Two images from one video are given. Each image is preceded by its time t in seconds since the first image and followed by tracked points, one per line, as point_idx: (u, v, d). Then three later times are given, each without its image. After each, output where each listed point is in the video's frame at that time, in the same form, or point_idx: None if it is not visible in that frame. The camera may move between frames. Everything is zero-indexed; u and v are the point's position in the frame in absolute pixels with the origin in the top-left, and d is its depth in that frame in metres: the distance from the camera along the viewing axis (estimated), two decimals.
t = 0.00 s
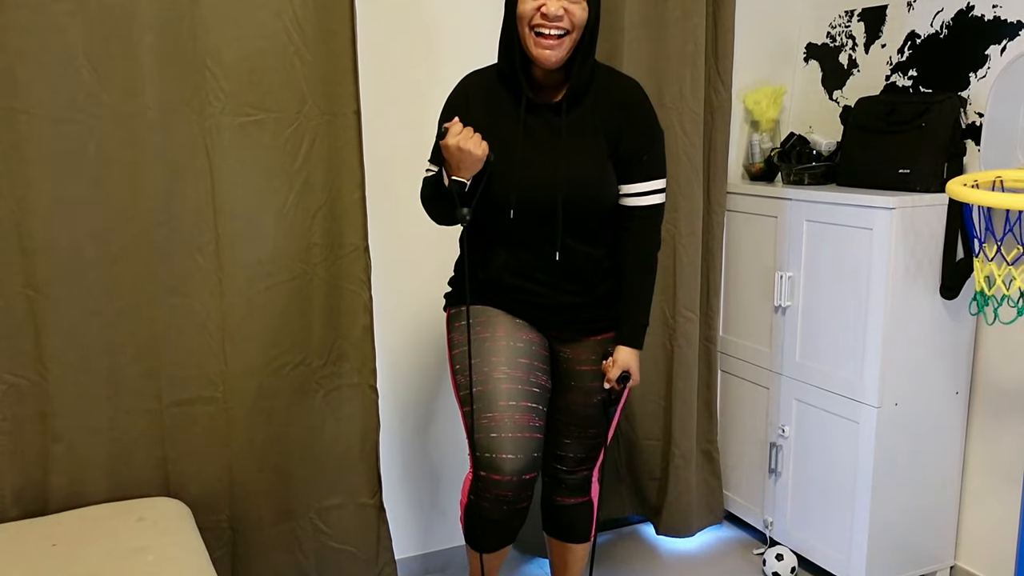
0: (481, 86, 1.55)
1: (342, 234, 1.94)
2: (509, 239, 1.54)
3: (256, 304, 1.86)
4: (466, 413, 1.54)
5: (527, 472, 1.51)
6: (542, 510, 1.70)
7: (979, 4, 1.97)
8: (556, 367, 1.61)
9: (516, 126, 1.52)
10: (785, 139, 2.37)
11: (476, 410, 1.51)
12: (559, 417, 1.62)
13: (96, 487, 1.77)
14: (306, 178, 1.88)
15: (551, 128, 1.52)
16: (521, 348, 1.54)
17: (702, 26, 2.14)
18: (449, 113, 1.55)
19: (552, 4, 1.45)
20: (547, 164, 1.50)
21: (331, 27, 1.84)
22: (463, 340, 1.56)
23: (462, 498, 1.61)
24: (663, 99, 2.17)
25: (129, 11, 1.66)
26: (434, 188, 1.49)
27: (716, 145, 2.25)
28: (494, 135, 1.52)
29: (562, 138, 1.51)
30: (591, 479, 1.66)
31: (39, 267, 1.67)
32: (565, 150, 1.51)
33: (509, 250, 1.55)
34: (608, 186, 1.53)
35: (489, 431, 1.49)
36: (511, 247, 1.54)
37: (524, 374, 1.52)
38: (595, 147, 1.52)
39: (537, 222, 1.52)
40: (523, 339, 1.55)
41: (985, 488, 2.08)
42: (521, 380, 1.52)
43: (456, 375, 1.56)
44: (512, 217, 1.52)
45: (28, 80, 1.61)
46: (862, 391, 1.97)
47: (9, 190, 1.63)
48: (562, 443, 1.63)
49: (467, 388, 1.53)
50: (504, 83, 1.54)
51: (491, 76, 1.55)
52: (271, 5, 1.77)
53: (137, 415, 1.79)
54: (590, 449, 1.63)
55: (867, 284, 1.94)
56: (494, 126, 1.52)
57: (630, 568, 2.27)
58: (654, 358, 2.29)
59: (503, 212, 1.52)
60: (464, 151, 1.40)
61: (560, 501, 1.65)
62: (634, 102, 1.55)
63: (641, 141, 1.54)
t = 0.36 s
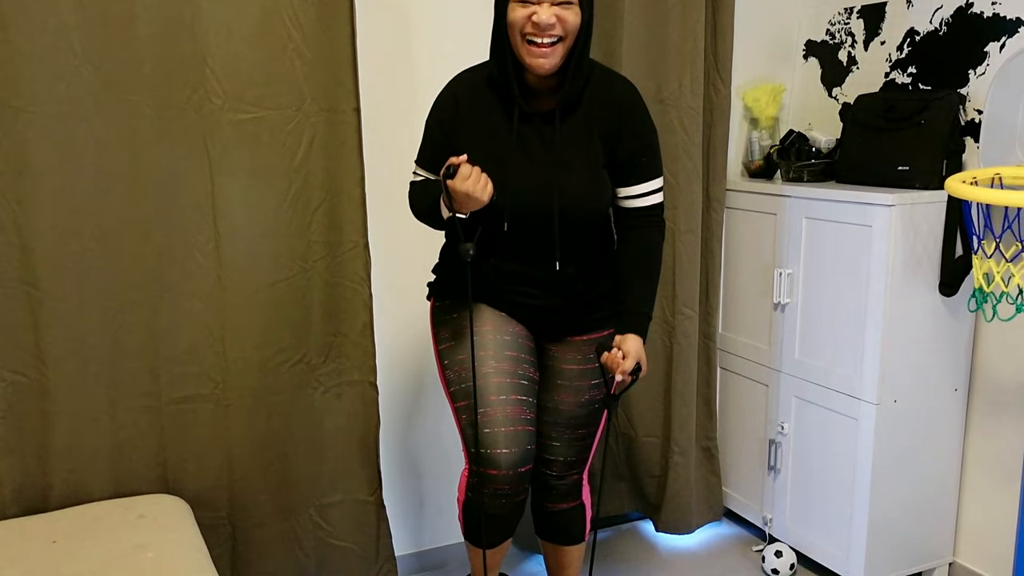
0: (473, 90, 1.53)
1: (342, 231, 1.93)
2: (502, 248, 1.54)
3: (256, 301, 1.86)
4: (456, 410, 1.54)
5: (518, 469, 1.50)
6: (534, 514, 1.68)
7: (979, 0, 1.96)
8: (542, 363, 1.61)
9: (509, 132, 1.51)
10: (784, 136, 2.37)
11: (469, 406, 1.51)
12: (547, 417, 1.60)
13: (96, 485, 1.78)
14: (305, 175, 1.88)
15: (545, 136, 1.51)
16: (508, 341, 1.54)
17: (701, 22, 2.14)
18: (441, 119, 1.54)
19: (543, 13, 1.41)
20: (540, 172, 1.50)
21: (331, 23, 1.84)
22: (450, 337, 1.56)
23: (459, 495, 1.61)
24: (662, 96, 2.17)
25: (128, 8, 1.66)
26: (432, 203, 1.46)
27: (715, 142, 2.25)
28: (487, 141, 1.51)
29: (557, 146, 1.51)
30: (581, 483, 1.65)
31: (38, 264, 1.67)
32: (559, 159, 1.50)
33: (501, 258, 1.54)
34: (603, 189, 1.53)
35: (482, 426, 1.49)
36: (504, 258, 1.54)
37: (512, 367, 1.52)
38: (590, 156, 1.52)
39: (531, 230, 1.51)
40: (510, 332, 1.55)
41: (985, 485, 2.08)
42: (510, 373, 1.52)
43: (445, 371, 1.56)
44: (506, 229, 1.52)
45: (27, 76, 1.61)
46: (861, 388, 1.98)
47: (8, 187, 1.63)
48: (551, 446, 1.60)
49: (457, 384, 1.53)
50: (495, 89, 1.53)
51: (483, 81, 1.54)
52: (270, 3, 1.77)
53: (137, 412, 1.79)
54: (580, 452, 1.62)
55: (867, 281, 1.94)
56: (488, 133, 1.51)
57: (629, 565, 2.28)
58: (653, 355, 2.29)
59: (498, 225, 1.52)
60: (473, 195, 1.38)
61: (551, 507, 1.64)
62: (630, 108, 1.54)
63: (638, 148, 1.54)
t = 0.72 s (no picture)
0: (437, 70, 1.43)
1: (341, 235, 1.94)
2: (480, 227, 1.49)
3: (256, 306, 1.87)
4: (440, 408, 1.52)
5: (513, 452, 1.53)
6: (525, 501, 1.64)
7: (976, 4, 1.97)
8: (521, 347, 1.55)
9: (483, 110, 1.44)
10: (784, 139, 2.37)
11: (453, 403, 1.50)
12: (530, 402, 1.54)
13: (96, 488, 1.78)
14: (305, 179, 1.88)
15: (520, 111, 1.45)
16: (485, 335, 1.49)
17: (699, 27, 2.15)
18: (405, 103, 1.43)
19: None
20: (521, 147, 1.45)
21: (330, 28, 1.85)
22: (424, 332, 1.51)
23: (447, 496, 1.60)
24: (661, 100, 2.18)
25: (128, 14, 1.67)
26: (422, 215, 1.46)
27: (714, 146, 2.25)
28: (461, 121, 1.43)
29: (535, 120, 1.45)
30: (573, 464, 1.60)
31: (39, 268, 1.68)
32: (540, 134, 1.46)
33: (476, 237, 1.49)
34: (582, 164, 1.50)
35: (471, 427, 1.49)
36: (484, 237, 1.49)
37: (492, 361, 1.49)
38: (567, 129, 1.49)
39: (513, 209, 1.47)
40: (487, 324, 1.50)
41: (983, 488, 2.09)
42: (490, 368, 1.49)
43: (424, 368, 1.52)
44: (489, 209, 1.46)
45: (28, 82, 1.62)
46: (859, 391, 1.98)
47: (9, 192, 1.64)
48: (539, 430, 1.55)
49: (439, 381, 1.50)
50: (458, 65, 1.44)
51: (445, 56, 1.45)
52: (270, 8, 1.78)
53: (137, 416, 1.80)
54: (570, 432, 1.57)
55: (865, 284, 1.94)
56: (462, 112, 1.43)
57: (629, 568, 2.28)
58: (652, 358, 2.30)
59: (480, 205, 1.46)
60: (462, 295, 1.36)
61: (546, 494, 1.59)
62: (603, 80, 1.51)
63: (610, 121, 1.55)
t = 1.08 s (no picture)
0: (445, 127, 1.37)
1: (344, 294, 1.96)
2: (493, 279, 1.43)
3: (258, 364, 1.88)
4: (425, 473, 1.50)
5: (490, 515, 1.50)
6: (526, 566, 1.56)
7: (968, 65, 2.01)
8: (509, 406, 1.49)
9: (493, 161, 1.39)
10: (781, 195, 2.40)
11: (439, 470, 1.47)
12: (524, 462, 1.48)
13: (97, 548, 1.78)
14: (309, 238, 1.90)
15: (527, 159, 1.42)
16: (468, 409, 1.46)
17: (697, 85, 2.19)
18: (416, 163, 1.34)
19: (495, 43, 1.33)
20: (530, 194, 1.41)
21: (335, 92, 1.89)
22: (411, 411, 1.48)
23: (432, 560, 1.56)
24: (660, 157, 2.21)
25: (136, 79, 1.70)
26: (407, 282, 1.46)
27: (713, 202, 2.28)
28: (472, 174, 1.38)
29: (539, 169, 1.43)
30: (577, 524, 1.53)
31: (45, 328, 1.69)
32: (546, 179, 1.43)
33: (486, 287, 1.43)
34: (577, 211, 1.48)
35: (457, 491, 1.47)
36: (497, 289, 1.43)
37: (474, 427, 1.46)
38: (569, 173, 1.47)
39: (527, 258, 1.43)
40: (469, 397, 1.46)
41: (988, 546, 2.07)
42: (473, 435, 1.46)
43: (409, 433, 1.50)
44: (510, 258, 1.41)
45: (39, 146, 1.65)
46: (861, 447, 1.98)
47: (17, 254, 1.66)
48: (536, 491, 1.48)
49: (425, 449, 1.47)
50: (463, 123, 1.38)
51: (449, 113, 1.39)
52: (276, 72, 1.82)
53: (139, 475, 1.80)
54: (571, 493, 1.49)
55: (864, 340, 1.96)
56: (472, 164, 1.38)
57: None
58: (654, 413, 2.30)
59: (501, 254, 1.40)
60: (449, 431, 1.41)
61: (550, 561, 1.51)
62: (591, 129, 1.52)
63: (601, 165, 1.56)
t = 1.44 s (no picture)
0: (466, 184, 1.36)
1: (345, 347, 1.96)
2: (515, 332, 1.41)
3: (258, 418, 1.87)
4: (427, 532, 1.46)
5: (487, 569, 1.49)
6: None
7: (964, 119, 2.04)
8: (514, 460, 1.47)
9: (513, 215, 1.39)
10: (783, 247, 2.41)
11: (445, 531, 1.43)
12: (530, 515, 1.44)
13: None
14: (311, 292, 1.91)
15: (543, 211, 1.43)
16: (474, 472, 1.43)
17: (696, 139, 2.21)
18: (442, 222, 1.32)
19: (525, 130, 1.32)
20: (549, 245, 1.42)
21: (338, 148, 1.91)
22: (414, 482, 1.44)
23: None
24: (660, 210, 2.22)
25: (142, 136, 1.72)
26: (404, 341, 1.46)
27: (714, 254, 2.29)
28: (496, 229, 1.37)
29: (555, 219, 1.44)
30: None
31: (45, 385, 1.67)
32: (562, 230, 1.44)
33: (506, 341, 1.42)
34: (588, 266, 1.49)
35: (461, 550, 1.44)
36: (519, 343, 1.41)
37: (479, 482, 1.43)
38: (579, 221, 1.49)
39: (550, 311, 1.42)
40: (477, 460, 1.44)
41: None
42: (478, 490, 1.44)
43: (413, 492, 1.46)
44: (534, 314, 1.41)
45: (44, 202, 1.65)
46: (867, 503, 1.95)
47: (19, 310, 1.65)
48: (542, 545, 1.44)
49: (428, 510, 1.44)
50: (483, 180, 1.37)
51: (468, 169, 1.38)
52: (279, 130, 1.84)
53: (136, 533, 1.77)
54: (578, 546, 1.47)
55: (869, 393, 1.94)
56: (495, 219, 1.37)
57: None
58: (657, 467, 2.28)
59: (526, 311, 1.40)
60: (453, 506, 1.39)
61: None
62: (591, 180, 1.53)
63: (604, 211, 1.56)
